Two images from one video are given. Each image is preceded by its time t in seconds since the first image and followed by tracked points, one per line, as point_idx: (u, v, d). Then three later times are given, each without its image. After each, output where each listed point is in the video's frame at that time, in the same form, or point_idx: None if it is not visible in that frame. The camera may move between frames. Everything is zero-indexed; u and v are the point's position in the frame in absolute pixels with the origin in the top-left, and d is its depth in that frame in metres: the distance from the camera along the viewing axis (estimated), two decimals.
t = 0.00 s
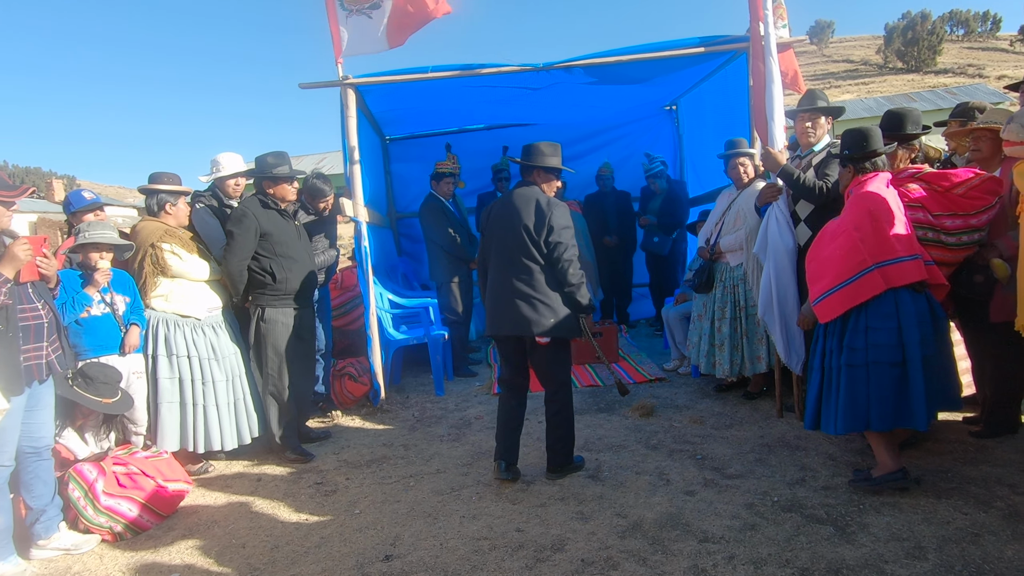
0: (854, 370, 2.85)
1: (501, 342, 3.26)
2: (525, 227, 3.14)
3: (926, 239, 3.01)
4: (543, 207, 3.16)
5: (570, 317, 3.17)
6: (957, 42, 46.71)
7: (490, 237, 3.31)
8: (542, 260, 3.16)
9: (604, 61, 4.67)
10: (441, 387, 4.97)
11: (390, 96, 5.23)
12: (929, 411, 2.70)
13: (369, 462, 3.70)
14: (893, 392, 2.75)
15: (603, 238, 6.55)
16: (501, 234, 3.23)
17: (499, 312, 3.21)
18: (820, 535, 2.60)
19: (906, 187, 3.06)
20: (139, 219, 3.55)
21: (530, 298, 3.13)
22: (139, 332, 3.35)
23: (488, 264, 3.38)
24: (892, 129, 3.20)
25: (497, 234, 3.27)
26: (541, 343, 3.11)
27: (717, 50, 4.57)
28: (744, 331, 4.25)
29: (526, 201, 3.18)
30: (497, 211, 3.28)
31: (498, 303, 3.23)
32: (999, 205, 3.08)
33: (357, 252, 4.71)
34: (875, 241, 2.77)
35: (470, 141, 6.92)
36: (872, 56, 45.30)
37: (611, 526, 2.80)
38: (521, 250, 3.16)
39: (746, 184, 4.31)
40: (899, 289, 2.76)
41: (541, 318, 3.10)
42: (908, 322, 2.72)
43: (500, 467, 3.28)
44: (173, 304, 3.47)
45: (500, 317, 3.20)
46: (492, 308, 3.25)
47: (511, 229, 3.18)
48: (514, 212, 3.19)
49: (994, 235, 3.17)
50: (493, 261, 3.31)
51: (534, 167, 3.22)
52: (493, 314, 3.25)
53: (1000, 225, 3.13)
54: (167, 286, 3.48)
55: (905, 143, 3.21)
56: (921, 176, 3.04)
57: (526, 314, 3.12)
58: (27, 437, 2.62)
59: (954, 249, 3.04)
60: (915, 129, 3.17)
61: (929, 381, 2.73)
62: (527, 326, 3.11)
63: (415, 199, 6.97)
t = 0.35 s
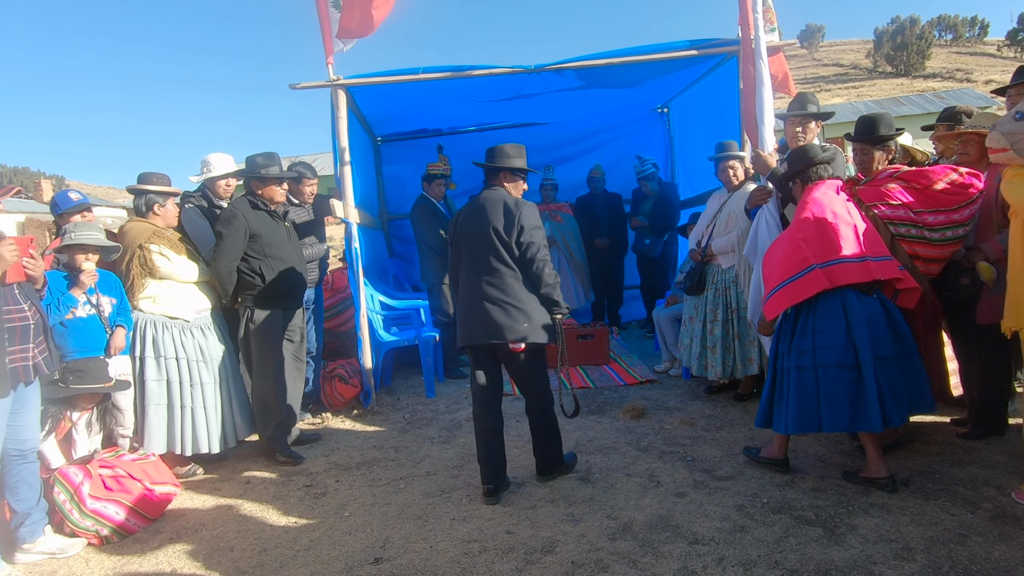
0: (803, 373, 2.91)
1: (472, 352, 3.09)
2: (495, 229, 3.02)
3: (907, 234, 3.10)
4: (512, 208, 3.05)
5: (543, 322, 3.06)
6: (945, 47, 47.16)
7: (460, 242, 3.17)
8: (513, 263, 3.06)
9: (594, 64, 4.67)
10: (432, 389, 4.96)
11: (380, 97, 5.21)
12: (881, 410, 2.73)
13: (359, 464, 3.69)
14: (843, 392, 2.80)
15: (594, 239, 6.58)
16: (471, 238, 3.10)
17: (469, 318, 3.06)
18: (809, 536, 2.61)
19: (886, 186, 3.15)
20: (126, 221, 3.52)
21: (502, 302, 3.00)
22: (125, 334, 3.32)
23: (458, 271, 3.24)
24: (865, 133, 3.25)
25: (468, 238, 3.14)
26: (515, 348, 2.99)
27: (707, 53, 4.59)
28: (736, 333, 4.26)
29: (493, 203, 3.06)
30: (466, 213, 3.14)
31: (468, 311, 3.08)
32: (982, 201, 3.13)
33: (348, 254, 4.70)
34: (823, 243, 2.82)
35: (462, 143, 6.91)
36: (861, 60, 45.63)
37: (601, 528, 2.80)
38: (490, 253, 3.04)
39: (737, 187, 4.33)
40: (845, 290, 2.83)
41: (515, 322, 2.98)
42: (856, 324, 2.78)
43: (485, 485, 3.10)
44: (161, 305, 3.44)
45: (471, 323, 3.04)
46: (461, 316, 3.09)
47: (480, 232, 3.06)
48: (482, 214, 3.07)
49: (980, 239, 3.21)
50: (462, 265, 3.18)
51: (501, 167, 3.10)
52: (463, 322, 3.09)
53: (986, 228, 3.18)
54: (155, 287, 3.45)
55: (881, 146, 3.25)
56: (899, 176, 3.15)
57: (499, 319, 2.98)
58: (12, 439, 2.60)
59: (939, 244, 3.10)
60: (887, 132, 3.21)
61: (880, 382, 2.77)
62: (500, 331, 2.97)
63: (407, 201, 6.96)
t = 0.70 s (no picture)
0: (750, 370, 3.02)
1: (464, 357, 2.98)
2: (480, 230, 2.89)
3: (897, 233, 3.11)
4: (497, 207, 2.93)
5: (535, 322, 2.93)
6: (937, 50, 47.47)
7: (446, 242, 3.03)
8: (501, 263, 2.93)
9: (588, 66, 4.68)
10: (425, 391, 4.95)
11: (374, 98, 5.20)
12: (819, 402, 2.89)
13: (352, 467, 3.67)
14: (786, 387, 2.94)
15: (589, 241, 6.57)
16: (456, 239, 2.97)
17: (459, 322, 2.94)
18: (802, 538, 2.61)
19: (874, 187, 3.16)
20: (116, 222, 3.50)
21: (491, 303, 2.87)
22: (115, 335, 3.29)
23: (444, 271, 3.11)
24: (847, 138, 3.24)
25: (452, 239, 3.01)
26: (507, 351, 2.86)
27: (700, 56, 4.60)
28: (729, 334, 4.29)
29: (477, 202, 2.93)
30: (450, 213, 3.01)
31: (457, 315, 2.96)
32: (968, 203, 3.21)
33: (341, 255, 4.68)
34: (764, 251, 2.96)
35: (456, 144, 6.89)
36: (853, 63, 45.88)
37: (595, 530, 2.79)
38: (476, 254, 2.91)
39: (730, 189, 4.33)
40: (788, 293, 2.96)
41: (504, 324, 2.84)
42: (796, 322, 2.92)
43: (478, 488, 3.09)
44: (152, 307, 3.42)
45: (461, 328, 2.92)
46: (451, 320, 2.98)
47: (465, 233, 2.93)
48: (466, 213, 2.94)
49: (973, 241, 3.24)
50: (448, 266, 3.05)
51: (484, 166, 2.99)
52: (452, 326, 2.97)
53: (979, 231, 3.21)
54: (146, 289, 3.43)
55: (863, 150, 3.27)
56: (886, 176, 3.15)
57: (487, 322, 2.85)
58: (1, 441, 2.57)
59: (930, 241, 3.12)
60: (869, 135, 3.20)
61: (819, 376, 2.93)
62: (491, 335, 2.84)
63: (400, 202, 6.95)
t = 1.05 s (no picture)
0: (698, 368, 3.20)
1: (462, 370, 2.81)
2: (490, 236, 2.75)
3: (886, 241, 3.10)
4: (505, 214, 2.80)
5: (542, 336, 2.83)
6: (925, 57, 47.92)
7: (448, 248, 2.85)
8: (508, 271, 2.81)
9: (578, 71, 4.69)
10: (415, 396, 4.93)
11: (365, 102, 5.19)
12: (760, 404, 3.04)
13: (340, 473, 3.65)
14: (732, 386, 3.09)
15: (579, 246, 6.58)
16: (462, 246, 2.79)
17: (463, 334, 2.77)
18: (790, 544, 2.62)
19: (866, 195, 3.15)
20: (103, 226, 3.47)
21: (502, 314, 2.73)
22: (101, 341, 3.26)
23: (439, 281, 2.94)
24: (844, 142, 3.23)
25: (453, 246, 2.84)
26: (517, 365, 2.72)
27: (689, 62, 4.62)
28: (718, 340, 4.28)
29: (485, 207, 2.79)
30: (455, 218, 2.83)
31: (460, 325, 2.79)
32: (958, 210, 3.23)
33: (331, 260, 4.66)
34: (714, 257, 3.14)
35: (447, 148, 6.89)
36: (842, 69, 46.25)
37: (584, 536, 2.79)
38: (485, 262, 2.75)
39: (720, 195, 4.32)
40: (736, 297, 3.11)
41: (517, 335, 2.70)
42: (741, 325, 3.08)
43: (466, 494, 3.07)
44: (139, 312, 3.40)
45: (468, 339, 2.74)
46: (453, 331, 2.80)
47: (474, 239, 2.76)
48: (473, 218, 2.78)
49: (960, 247, 3.28)
50: (447, 275, 2.87)
51: (490, 169, 2.86)
52: (454, 336, 2.79)
53: (967, 236, 3.25)
54: (133, 294, 3.40)
55: (859, 156, 3.26)
56: (880, 184, 3.14)
57: (498, 334, 2.71)
58: None
59: (918, 251, 3.10)
60: (865, 142, 3.20)
61: (766, 378, 3.06)
62: (505, 347, 2.70)
63: (391, 206, 6.94)
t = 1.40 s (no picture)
0: (663, 364, 3.45)
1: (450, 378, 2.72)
2: (489, 240, 2.65)
3: (875, 250, 3.12)
4: (506, 218, 2.70)
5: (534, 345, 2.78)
6: (907, 65, 48.63)
7: (442, 251, 2.72)
8: (505, 277, 2.73)
9: (564, 75, 4.70)
10: (399, 400, 4.90)
11: (349, 105, 5.17)
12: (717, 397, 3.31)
13: (323, 478, 3.62)
14: (694, 380, 3.36)
15: (565, 250, 6.58)
16: (459, 248, 2.68)
17: (455, 341, 2.67)
18: (772, 548, 2.63)
19: (857, 203, 3.17)
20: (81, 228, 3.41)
21: (498, 323, 2.66)
22: (80, 343, 3.20)
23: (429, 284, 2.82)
24: (836, 146, 3.24)
25: (447, 248, 2.72)
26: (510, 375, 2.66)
27: (674, 68, 4.65)
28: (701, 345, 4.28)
29: (486, 210, 2.68)
30: (451, 219, 2.70)
31: (453, 331, 2.68)
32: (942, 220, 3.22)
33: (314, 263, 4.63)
34: (684, 261, 3.38)
35: (433, 151, 6.88)
36: (825, 76, 46.80)
37: (567, 541, 2.78)
38: (483, 267, 2.66)
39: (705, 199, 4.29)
40: (702, 299, 3.36)
41: (513, 345, 2.66)
42: (705, 324, 3.33)
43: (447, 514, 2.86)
44: (119, 314, 3.34)
45: (461, 347, 2.65)
46: (444, 337, 2.69)
47: (472, 242, 2.66)
48: (472, 221, 2.67)
49: (941, 252, 3.31)
50: (439, 279, 2.76)
51: (489, 169, 2.74)
52: (445, 344, 2.68)
53: (946, 242, 3.27)
54: (112, 296, 3.34)
55: (849, 161, 3.26)
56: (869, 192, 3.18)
57: (493, 344, 2.63)
58: None
59: (903, 260, 3.13)
60: (857, 146, 3.21)
61: (721, 372, 3.33)
62: (500, 357, 2.63)
63: (377, 209, 6.91)
